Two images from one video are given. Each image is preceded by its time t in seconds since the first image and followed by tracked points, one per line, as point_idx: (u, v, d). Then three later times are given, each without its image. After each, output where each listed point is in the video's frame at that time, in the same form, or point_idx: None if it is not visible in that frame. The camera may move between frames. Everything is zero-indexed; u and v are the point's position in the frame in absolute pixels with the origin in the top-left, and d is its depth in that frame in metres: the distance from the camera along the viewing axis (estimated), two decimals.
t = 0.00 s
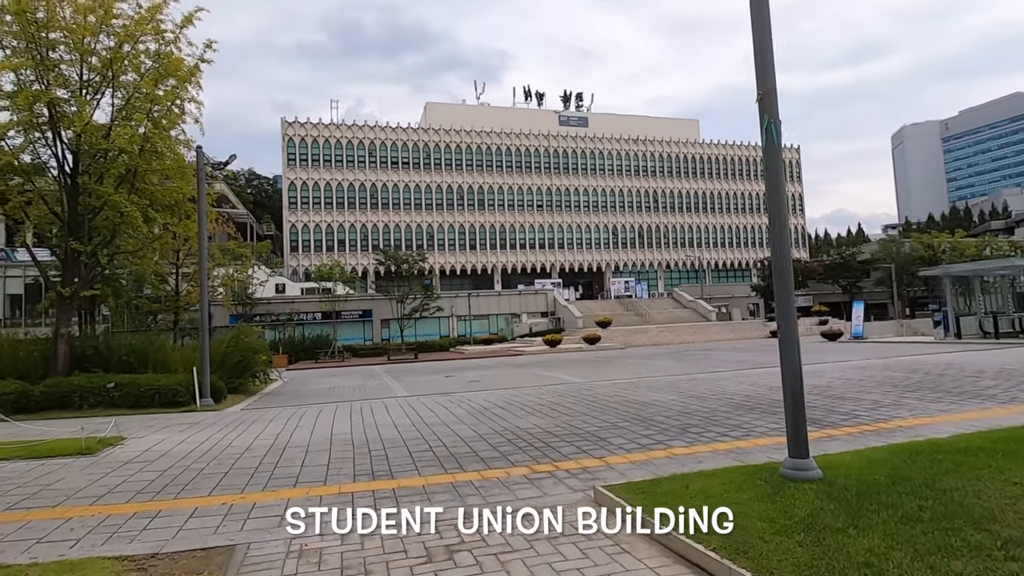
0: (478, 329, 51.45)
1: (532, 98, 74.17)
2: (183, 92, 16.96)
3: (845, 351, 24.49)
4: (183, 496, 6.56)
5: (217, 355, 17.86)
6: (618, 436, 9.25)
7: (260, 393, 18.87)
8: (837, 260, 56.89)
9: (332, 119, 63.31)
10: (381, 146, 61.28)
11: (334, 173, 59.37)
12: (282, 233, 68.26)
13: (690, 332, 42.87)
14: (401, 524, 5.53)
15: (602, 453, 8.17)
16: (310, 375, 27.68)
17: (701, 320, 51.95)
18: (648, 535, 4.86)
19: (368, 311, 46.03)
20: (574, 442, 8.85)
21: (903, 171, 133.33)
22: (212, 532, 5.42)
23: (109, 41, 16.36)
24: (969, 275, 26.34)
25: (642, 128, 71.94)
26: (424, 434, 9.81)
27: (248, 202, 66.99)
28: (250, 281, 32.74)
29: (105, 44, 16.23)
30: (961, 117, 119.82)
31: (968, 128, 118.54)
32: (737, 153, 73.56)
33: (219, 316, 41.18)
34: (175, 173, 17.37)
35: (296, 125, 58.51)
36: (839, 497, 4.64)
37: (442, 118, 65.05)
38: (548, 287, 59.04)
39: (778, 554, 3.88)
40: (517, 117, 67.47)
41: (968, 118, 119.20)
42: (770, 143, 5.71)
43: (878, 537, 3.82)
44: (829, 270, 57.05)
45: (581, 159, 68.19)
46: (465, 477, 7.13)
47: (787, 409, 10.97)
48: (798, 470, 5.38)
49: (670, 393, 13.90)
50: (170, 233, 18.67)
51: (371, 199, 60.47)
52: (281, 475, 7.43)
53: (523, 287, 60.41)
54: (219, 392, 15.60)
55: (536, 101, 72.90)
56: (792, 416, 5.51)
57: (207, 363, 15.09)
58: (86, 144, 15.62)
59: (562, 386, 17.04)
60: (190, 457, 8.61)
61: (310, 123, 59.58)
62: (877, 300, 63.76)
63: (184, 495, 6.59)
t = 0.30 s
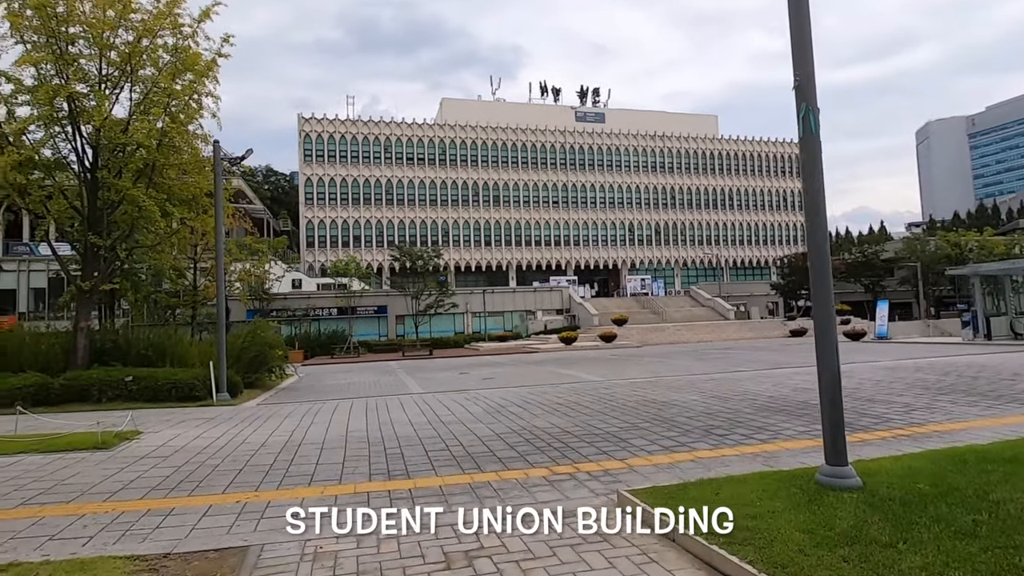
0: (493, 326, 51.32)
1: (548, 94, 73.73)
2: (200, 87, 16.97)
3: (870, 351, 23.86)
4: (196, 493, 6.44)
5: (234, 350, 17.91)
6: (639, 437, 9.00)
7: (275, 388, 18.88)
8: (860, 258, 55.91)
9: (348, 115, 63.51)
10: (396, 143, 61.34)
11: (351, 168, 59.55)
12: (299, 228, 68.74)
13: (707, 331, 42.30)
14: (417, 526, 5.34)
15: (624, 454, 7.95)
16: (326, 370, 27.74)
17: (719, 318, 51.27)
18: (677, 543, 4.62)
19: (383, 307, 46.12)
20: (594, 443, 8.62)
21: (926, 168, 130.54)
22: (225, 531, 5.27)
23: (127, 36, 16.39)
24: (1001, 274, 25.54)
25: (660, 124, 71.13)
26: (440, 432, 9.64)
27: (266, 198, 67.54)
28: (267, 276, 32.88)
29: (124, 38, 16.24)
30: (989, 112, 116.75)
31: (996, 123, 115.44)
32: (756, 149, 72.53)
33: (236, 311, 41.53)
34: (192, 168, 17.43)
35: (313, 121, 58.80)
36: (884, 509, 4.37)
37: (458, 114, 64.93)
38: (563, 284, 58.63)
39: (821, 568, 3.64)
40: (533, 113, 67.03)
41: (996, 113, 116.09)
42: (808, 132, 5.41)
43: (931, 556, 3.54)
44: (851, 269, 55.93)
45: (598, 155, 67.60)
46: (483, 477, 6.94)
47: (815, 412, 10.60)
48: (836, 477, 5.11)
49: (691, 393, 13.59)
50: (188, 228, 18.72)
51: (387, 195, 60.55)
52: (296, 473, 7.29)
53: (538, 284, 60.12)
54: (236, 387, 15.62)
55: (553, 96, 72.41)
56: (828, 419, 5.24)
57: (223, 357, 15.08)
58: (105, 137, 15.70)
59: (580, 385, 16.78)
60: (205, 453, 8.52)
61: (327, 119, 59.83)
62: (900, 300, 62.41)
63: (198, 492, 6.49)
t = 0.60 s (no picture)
0: (507, 324, 51.11)
1: (564, 91, 73.29)
2: (218, 82, 16.89)
3: (895, 352, 23.25)
4: (209, 491, 6.29)
5: (249, 346, 17.90)
6: (661, 438, 8.73)
7: (290, 384, 18.84)
8: (882, 257, 54.87)
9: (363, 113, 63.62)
10: (411, 140, 61.34)
11: (366, 166, 59.66)
12: (314, 226, 69.09)
13: (725, 330, 41.72)
14: (436, 529, 5.13)
15: (648, 457, 7.69)
16: (340, 367, 27.73)
17: (736, 318, 50.59)
18: (711, 552, 4.36)
19: (397, 304, 46.15)
20: (615, 444, 8.37)
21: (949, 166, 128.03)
22: (239, 532, 5.10)
23: (146, 30, 16.36)
24: None
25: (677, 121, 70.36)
26: (457, 431, 9.44)
27: (282, 196, 67.97)
28: (282, 273, 32.94)
29: (143, 34, 16.24)
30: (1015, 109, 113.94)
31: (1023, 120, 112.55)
32: (775, 146, 71.47)
33: (252, 308, 41.78)
34: (209, 164, 17.36)
35: (328, 119, 58.99)
36: (937, 521, 4.08)
37: (472, 111, 64.76)
38: (578, 282, 58.24)
39: None
40: (548, 111, 66.64)
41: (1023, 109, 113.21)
42: (852, 118, 5.10)
43: None
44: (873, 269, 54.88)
45: (614, 153, 67.06)
46: (503, 479, 6.72)
47: (844, 414, 10.23)
48: (879, 484, 4.82)
49: (712, 393, 13.28)
50: (205, 224, 18.71)
51: (401, 192, 60.55)
52: (312, 471, 7.13)
53: (553, 282, 59.79)
54: (251, 382, 15.58)
55: (568, 94, 71.96)
56: (873, 422, 4.96)
57: (239, 353, 15.06)
58: (123, 132, 15.72)
59: (597, 384, 16.50)
60: (221, 449, 8.40)
61: (342, 117, 60.00)
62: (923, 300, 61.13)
63: (211, 490, 6.34)
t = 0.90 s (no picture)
0: (517, 323, 50.88)
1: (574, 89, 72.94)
2: (228, 79, 16.81)
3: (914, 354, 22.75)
4: (217, 494, 6.10)
5: (259, 344, 17.74)
6: (681, 442, 8.45)
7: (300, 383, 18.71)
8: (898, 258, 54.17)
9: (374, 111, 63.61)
10: (421, 139, 61.27)
11: (376, 165, 59.63)
12: (324, 224, 69.25)
13: (737, 331, 41.26)
14: (453, 537, 4.90)
15: (669, 462, 7.42)
16: (350, 366, 27.63)
17: (748, 318, 50.05)
18: (745, 568, 4.11)
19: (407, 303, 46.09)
20: (634, 448, 8.10)
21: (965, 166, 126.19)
22: (246, 539, 4.89)
23: (156, 26, 16.24)
24: None
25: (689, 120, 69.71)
26: (470, 433, 9.23)
27: (292, 194, 68.16)
28: (293, 271, 32.93)
29: (153, 29, 16.12)
30: None
31: None
32: (789, 145, 70.65)
33: (263, 306, 41.86)
34: (220, 161, 17.39)
35: (338, 117, 59.01)
36: (992, 538, 3.80)
37: (482, 110, 64.56)
38: (588, 281, 57.90)
39: None
40: (559, 109, 66.28)
41: None
42: (896, 106, 4.84)
43: None
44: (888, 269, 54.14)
45: (625, 151, 66.63)
46: (519, 484, 6.49)
47: (869, 419, 9.89)
48: (922, 496, 4.56)
49: (730, 395, 12.97)
50: (216, 221, 18.62)
51: (411, 191, 60.49)
52: (322, 474, 6.94)
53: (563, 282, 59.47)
54: (261, 381, 15.45)
55: (579, 92, 71.61)
56: (916, 429, 4.70)
57: (249, 351, 14.95)
58: (134, 128, 15.63)
59: (611, 385, 16.22)
60: (230, 449, 8.23)
61: (352, 116, 60.00)
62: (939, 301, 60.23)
63: (219, 493, 6.14)
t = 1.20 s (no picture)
0: (522, 323, 50.63)
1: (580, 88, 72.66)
2: (231, 75, 16.64)
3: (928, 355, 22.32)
4: (215, 498, 5.87)
5: (263, 343, 17.54)
6: (696, 444, 8.20)
7: (304, 383, 18.53)
8: (907, 257, 53.71)
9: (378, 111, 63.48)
10: (426, 138, 61.13)
11: (380, 164, 59.49)
12: (328, 224, 69.13)
13: (745, 331, 40.86)
14: (462, 546, 4.65)
15: (684, 465, 7.15)
16: (355, 366, 27.44)
17: (755, 318, 49.63)
18: None
19: (412, 303, 45.93)
20: (647, 451, 7.84)
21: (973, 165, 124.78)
22: (245, 547, 4.66)
23: (158, 21, 16.07)
24: None
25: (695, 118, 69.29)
26: (477, 434, 9.00)
27: (297, 195, 68.12)
28: (297, 270, 32.77)
29: (156, 26, 15.98)
30: None
31: None
32: (796, 144, 70.13)
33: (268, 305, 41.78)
34: (223, 159, 17.15)
35: (343, 117, 58.92)
36: None
37: (487, 109, 64.35)
38: (594, 281, 57.57)
39: None
40: (564, 108, 65.99)
41: None
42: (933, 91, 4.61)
43: None
44: (898, 269, 53.65)
45: (630, 151, 66.28)
46: (530, 488, 6.24)
47: (889, 420, 9.59)
48: (960, 504, 4.30)
49: (742, 396, 12.68)
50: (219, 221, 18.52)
51: (416, 190, 60.31)
52: (326, 477, 6.71)
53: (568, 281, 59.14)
54: (264, 381, 15.26)
55: (584, 91, 71.32)
56: (953, 431, 4.44)
57: (252, 350, 14.77)
58: (136, 125, 15.46)
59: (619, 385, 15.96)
60: (231, 451, 8.02)
61: (357, 115, 59.91)
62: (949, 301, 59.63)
63: (218, 497, 5.91)
